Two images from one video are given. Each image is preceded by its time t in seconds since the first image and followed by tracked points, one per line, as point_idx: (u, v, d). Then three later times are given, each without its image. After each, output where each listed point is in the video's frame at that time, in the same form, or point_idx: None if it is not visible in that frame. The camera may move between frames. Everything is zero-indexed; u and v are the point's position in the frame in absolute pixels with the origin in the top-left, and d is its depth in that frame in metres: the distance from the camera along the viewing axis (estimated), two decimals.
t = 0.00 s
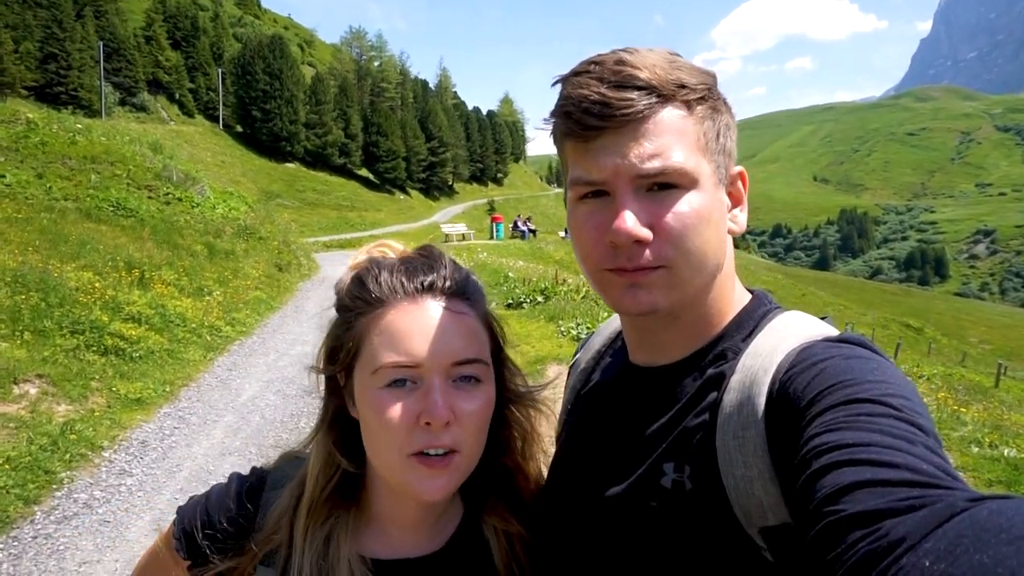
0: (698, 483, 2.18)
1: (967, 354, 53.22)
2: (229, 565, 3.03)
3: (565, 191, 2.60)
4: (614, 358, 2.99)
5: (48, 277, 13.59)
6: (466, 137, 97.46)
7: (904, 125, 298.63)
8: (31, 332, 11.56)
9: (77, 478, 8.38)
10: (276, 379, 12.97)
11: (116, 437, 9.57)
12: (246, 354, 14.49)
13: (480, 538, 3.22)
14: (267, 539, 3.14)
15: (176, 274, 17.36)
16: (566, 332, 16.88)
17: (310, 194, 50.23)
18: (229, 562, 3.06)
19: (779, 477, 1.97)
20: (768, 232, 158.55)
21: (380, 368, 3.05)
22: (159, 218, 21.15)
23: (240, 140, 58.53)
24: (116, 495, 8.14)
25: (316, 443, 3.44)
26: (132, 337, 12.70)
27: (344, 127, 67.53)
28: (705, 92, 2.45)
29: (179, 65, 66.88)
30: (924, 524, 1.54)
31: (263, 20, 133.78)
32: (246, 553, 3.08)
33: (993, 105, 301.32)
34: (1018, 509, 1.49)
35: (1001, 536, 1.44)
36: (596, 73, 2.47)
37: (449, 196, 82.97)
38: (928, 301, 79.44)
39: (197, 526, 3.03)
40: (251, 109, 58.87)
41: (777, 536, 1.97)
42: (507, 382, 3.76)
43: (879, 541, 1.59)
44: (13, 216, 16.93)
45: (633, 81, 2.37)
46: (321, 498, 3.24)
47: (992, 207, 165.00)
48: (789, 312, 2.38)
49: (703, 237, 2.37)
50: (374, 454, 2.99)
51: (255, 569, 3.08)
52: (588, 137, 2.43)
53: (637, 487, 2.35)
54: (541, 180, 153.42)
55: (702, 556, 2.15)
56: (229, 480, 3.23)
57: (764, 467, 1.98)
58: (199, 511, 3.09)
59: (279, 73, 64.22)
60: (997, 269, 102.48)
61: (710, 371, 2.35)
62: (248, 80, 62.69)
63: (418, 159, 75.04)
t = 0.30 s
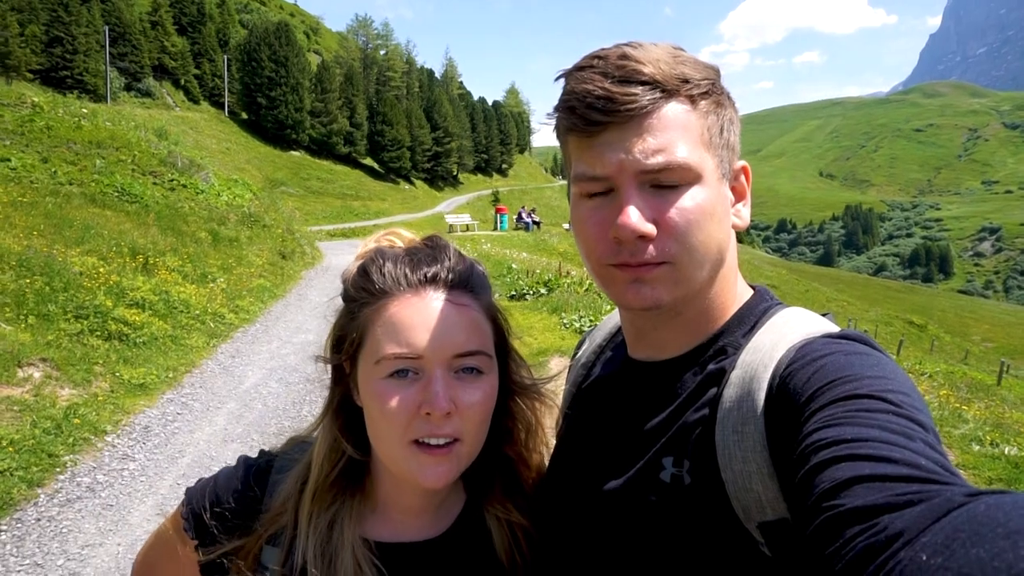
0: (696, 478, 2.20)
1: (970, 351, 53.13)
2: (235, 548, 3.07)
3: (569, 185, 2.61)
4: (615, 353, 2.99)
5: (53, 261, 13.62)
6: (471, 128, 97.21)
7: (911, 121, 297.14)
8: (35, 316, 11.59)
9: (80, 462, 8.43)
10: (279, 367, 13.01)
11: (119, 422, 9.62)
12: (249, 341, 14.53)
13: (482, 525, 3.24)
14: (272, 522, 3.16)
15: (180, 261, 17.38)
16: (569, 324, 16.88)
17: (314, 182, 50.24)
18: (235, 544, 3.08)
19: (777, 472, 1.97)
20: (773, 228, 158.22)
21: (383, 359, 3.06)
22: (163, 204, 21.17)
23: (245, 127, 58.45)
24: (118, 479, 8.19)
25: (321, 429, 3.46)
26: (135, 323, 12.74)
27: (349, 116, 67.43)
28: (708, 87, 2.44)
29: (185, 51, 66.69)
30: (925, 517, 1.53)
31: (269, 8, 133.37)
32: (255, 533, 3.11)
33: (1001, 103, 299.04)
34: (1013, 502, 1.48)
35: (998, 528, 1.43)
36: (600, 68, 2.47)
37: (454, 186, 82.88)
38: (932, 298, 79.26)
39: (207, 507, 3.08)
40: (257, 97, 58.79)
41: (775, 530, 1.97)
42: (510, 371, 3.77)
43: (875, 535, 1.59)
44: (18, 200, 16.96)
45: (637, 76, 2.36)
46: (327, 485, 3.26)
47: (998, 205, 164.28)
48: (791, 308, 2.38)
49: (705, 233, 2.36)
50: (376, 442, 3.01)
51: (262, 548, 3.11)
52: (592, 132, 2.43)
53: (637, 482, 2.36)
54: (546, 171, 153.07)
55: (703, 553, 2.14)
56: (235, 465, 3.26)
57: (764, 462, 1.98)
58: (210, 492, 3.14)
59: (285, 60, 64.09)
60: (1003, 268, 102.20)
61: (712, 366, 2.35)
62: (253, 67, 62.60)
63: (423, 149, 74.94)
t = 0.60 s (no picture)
0: (701, 479, 2.19)
1: (973, 348, 53.12)
2: (239, 542, 3.08)
3: (571, 184, 2.61)
4: (619, 352, 2.99)
5: (55, 263, 13.64)
6: (471, 127, 97.24)
7: (912, 118, 296.91)
8: (38, 318, 11.62)
9: (84, 463, 8.45)
10: (281, 368, 13.01)
11: (122, 423, 9.63)
12: (251, 342, 14.55)
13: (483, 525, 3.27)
14: (277, 515, 3.16)
15: (182, 262, 17.40)
16: (570, 323, 16.88)
17: (315, 183, 50.29)
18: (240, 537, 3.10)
19: (782, 472, 1.97)
20: (774, 225, 158.17)
21: (386, 359, 3.07)
22: (165, 205, 21.19)
23: (246, 128, 58.51)
24: (121, 481, 8.20)
25: (326, 425, 3.47)
26: (138, 324, 12.75)
27: (350, 116, 67.45)
28: (710, 87, 2.44)
29: (185, 52, 66.74)
30: (930, 519, 1.54)
31: (269, 8, 133.45)
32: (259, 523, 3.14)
33: (1003, 99, 298.42)
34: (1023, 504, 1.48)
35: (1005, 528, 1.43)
36: (602, 68, 2.46)
37: (454, 185, 82.95)
38: (933, 295, 79.19)
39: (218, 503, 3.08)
40: (257, 97, 58.83)
41: (779, 530, 1.97)
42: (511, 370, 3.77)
43: (883, 536, 1.59)
44: (20, 202, 16.98)
45: (638, 76, 2.36)
46: (331, 480, 3.27)
47: (999, 202, 164.18)
48: (795, 309, 2.37)
49: (710, 234, 2.36)
50: (380, 438, 3.02)
51: (267, 542, 3.12)
52: (593, 132, 2.43)
53: (641, 480, 2.36)
54: (546, 170, 153.01)
55: (707, 553, 2.14)
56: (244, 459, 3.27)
57: (769, 462, 1.98)
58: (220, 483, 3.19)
59: (285, 61, 64.15)
60: (1004, 265, 102.15)
61: (716, 365, 2.35)
62: (254, 68, 62.68)
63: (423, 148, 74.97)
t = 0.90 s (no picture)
0: (699, 479, 2.21)
1: (961, 347, 53.58)
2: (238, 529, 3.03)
3: (569, 185, 2.62)
4: (618, 353, 3.00)
5: (45, 262, 13.54)
6: (463, 126, 97.14)
7: (901, 118, 298.94)
8: (27, 318, 11.53)
9: (74, 463, 8.39)
10: (273, 367, 12.96)
11: (113, 423, 9.57)
12: (242, 341, 14.49)
13: (479, 525, 3.27)
14: (279, 501, 3.13)
15: (172, 261, 17.30)
16: (562, 323, 16.89)
17: (306, 181, 50.10)
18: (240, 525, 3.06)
19: (778, 473, 1.98)
20: (764, 225, 158.87)
21: (383, 357, 3.06)
22: (155, 204, 21.05)
23: (237, 126, 58.20)
24: (112, 481, 8.15)
25: (325, 418, 3.45)
26: (128, 324, 12.68)
27: (341, 114, 67.23)
28: (708, 89, 2.45)
29: (175, 49, 66.26)
30: (926, 519, 1.55)
31: (260, 6, 132.78)
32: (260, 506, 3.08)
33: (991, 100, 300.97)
34: (1018, 504, 1.49)
35: (1001, 528, 1.45)
36: (600, 69, 2.47)
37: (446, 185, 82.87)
38: (922, 294, 79.76)
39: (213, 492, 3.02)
40: (248, 95, 58.53)
41: (775, 530, 1.98)
42: (508, 373, 3.77)
43: (879, 537, 1.60)
44: (8, 200, 16.84)
45: (636, 79, 2.37)
46: (330, 467, 3.28)
47: (987, 201, 165.59)
48: (794, 309, 2.39)
49: (706, 235, 2.36)
50: (377, 434, 3.02)
51: (269, 524, 3.03)
52: (591, 135, 2.44)
53: (640, 479, 2.37)
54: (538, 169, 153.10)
55: (706, 552, 2.15)
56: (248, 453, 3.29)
57: (766, 462, 1.99)
58: (217, 481, 3.12)
59: (276, 59, 63.85)
60: (992, 264, 103.07)
61: (714, 366, 2.36)
62: (244, 65, 62.35)
63: (415, 147, 74.85)
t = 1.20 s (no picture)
0: (693, 479, 2.21)
1: (950, 343, 53.96)
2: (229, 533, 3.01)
3: (569, 183, 2.61)
4: (611, 354, 3.00)
5: (32, 265, 13.41)
6: (453, 126, 97.07)
7: (889, 116, 301.13)
8: (15, 321, 11.42)
9: (64, 468, 8.32)
10: (265, 369, 12.91)
11: (103, 427, 9.50)
12: (234, 343, 14.42)
13: (474, 525, 3.26)
14: (272, 507, 3.12)
15: (162, 263, 17.18)
16: (555, 322, 16.89)
17: (296, 182, 49.90)
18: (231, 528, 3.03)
19: (773, 474, 1.99)
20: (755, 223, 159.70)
21: (380, 358, 3.05)
22: (144, 206, 20.91)
23: (226, 127, 57.86)
24: (103, 486, 8.08)
25: (318, 420, 3.42)
26: (118, 327, 12.59)
27: (331, 115, 66.98)
28: (712, 89, 2.45)
29: (162, 49, 65.74)
30: (922, 521, 1.55)
31: (248, 6, 131.97)
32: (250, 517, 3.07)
33: (977, 97, 303.54)
34: (1013, 507, 1.49)
35: (997, 529, 1.46)
36: (603, 66, 2.47)
37: (437, 185, 82.78)
38: (912, 291, 80.28)
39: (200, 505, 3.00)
40: (237, 96, 58.18)
41: (770, 531, 1.99)
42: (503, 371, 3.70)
43: (875, 538, 1.60)
44: None
45: (639, 76, 2.37)
46: (322, 469, 3.28)
47: (974, 198, 166.96)
48: (788, 311, 2.40)
49: (705, 235, 2.37)
50: (371, 436, 3.01)
51: (262, 533, 3.02)
52: (593, 131, 2.43)
53: (635, 481, 2.36)
54: (529, 168, 153.10)
55: (700, 553, 2.16)
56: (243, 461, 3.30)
57: (762, 462, 2.00)
58: (212, 488, 3.11)
59: (265, 59, 63.57)
60: (981, 260, 103.90)
61: (708, 366, 2.37)
62: (233, 66, 62.05)
63: (406, 147, 74.64)
